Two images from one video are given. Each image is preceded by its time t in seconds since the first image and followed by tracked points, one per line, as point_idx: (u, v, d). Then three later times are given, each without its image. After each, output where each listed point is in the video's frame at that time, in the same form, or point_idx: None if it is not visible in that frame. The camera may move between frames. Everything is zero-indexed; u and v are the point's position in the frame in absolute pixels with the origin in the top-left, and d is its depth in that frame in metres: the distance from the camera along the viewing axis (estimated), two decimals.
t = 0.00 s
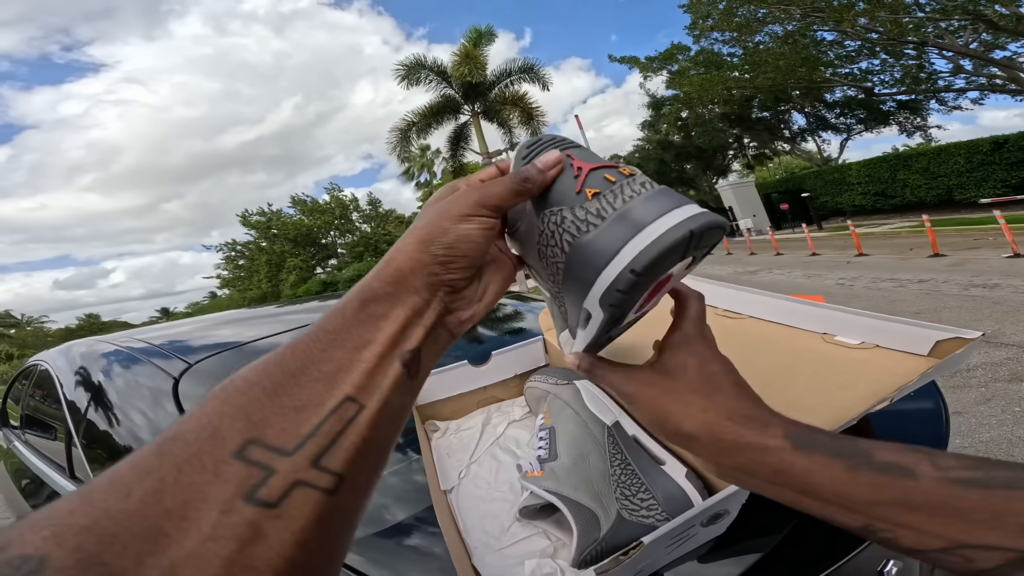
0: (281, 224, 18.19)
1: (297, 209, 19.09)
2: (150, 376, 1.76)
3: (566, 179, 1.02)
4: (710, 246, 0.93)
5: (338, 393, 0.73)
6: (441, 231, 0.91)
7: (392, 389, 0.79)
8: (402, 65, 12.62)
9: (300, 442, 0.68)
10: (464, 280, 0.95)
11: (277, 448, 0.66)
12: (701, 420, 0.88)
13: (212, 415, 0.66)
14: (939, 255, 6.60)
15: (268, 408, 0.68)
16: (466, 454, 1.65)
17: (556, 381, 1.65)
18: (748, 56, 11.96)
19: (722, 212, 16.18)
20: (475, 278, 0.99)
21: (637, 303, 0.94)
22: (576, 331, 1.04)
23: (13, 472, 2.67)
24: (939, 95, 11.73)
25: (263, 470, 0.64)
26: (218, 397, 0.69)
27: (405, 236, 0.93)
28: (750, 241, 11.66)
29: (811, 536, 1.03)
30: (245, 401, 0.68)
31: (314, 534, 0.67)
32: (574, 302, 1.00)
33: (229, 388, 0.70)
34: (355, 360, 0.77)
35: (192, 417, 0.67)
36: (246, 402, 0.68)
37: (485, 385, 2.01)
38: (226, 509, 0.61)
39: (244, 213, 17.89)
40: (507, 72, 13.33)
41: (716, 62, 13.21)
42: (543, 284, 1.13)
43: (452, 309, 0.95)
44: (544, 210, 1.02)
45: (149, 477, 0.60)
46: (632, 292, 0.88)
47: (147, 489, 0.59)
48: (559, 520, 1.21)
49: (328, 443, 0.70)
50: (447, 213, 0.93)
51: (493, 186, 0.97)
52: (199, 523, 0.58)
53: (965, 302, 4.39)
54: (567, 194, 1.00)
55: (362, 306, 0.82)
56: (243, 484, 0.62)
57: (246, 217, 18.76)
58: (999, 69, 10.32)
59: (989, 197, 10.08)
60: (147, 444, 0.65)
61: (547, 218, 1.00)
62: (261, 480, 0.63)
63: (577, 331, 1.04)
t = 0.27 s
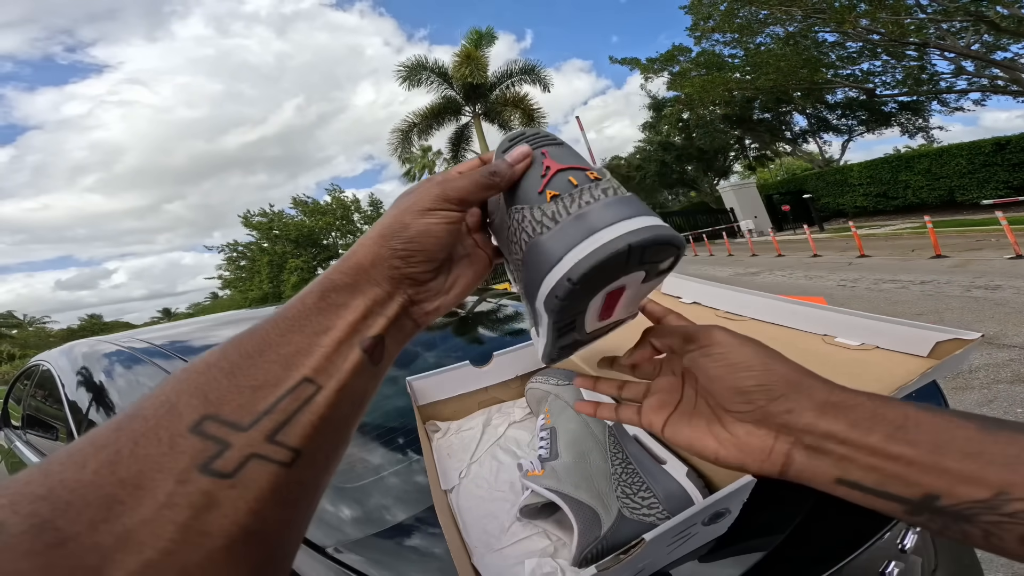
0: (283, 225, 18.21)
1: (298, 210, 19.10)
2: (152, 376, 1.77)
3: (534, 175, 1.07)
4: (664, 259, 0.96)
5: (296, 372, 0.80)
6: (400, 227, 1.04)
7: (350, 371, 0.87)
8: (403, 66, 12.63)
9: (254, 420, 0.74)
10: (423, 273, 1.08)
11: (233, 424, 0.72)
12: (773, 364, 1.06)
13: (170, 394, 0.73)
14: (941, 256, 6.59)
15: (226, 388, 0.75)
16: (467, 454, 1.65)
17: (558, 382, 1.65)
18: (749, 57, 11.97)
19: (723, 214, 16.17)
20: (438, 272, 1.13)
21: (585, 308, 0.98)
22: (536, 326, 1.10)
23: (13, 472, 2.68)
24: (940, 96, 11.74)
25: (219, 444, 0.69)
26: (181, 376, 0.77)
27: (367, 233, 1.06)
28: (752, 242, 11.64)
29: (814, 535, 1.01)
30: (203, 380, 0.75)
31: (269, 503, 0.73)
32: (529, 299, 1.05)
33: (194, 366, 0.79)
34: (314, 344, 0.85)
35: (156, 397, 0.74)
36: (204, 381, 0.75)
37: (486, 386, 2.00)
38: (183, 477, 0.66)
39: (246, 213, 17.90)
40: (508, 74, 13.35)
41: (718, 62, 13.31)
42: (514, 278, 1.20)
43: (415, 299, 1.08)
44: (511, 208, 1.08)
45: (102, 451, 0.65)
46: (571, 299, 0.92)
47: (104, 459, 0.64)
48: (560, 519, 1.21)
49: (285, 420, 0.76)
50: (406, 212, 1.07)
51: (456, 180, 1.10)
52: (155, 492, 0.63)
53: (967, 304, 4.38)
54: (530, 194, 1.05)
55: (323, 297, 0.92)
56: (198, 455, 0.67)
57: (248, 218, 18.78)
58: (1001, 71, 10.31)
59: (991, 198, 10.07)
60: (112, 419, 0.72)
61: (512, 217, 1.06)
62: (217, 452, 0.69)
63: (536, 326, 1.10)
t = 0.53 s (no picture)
0: (284, 225, 18.25)
1: (299, 211, 19.14)
2: (154, 377, 1.77)
3: (518, 178, 1.08)
4: (632, 272, 0.96)
5: (300, 366, 0.83)
6: (397, 227, 1.06)
7: (351, 366, 0.90)
8: (404, 67, 12.63)
9: (259, 411, 0.77)
10: (419, 271, 1.10)
11: (239, 416, 0.75)
12: (805, 347, 1.08)
13: (178, 386, 0.77)
14: (942, 257, 6.59)
15: (231, 381, 0.79)
16: (468, 454, 1.65)
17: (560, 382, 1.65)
18: (750, 58, 11.98)
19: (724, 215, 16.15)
20: (434, 269, 1.14)
21: (552, 311, 0.99)
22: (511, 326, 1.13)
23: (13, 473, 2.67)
24: (942, 96, 11.74)
25: (225, 434, 0.73)
26: (189, 369, 0.81)
27: (366, 233, 1.08)
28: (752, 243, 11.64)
29: (817, 542, 1.02)
30: (210, 373, 0.79)
31: (272, 492, 0.75)
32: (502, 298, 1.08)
33: (201, 360, 0.83)
34: (316, 340, 0.88)
35: (165, 390, 0.78)
36: (212, 374, 0.79)
37: (487, 387, 2.01)
38: (192, 464, 0.69)
39: (247, 214, 17.94)
40: (509, 74, 13.36)
41: (719, 63, 13.49)
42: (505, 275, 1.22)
43: (412, 297, 1.10)
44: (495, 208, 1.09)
45: (112, 440, 0.69)
46: (529, 300, 0.95)
47: (116, 446, 0.68)
48: (561, 518, 1.21)
49: (288, 412, 0.79)
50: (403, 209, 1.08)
51: (446, 177, 1.10)
52: (164, 480, 0.67)
53: (968, 304, 4.38)
54: (512, 195, 1.06)
55: (324, 295, 0.95)
56: (206, 445, 0.71)
57: (249, 219, 18.82)
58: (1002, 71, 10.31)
59: (992, 199, 10.06)
60: (124, 409, 0.76)
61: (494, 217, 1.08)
62: (223, 442, 0.72)
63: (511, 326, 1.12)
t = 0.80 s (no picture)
0: (285, 226, 18.29)
1: (300, 211, 19.17)
2: (156, 377, 1.77)
3: (519, 189, 1.08)
4: (604, 313, 0.93)
5: (316, 369, 0.87)
6: (408, 230, 1.07)
7: (365, 369, 0.94)
8: (405, 68, 12.63)
9: (277, 414, 0.82)
10: (429, 273, 1.12)
11: (257, 417, 0.80)
12: (740, 347, 1.07)
13: (199, 387, 0.82)
14: (943, 258, 6.58)
15: (249, 383, 0.83)
16: (469, 454, 1.65)
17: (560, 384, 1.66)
18: (751, 59, 11.98)
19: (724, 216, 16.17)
20: (443, 271, 1.16)
21: (521, 335, 0.98)
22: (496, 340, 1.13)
23: (16, 472, 2.69)
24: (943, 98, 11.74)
25: (244, 436, 0.78)
26: (209, 369, 0.86)
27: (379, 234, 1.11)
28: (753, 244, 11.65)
29: (818, 542, 1.03)
30: (228, 375, 0.84)
31: (289, 494, 0.79)
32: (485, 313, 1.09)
33: (220, 361, 0.88)
34: (332, 342, 0.93)
35: (186, 389, 0.82)
36: (231, 376, 0.84)
37: (488, 387, 2.01)
38: (210, 466, 0.74)
39: (248, 215, 17.99)
40: (510, 75, 13.37)
41: (720, 64, 13.52)
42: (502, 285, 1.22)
43: (422, 300, 1.13)
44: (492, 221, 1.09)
45: (135, 441, 0.73)
46: (497, 321, 0.96)
47: (136, 448, 0.72)
48: (561, 519, 1.21)
49: (305, 414, 0.84)
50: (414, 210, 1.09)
51: (453, 177, 1.11)
52: (185, 481, 0.71)
53: (970, 306, 4.38)
54: (506, 211, 1.06)
55: (338, 297, 0.99)
56: (225, 447, 0.75)
57: (250, 220, 18.87)
58: (1004, 72, 10.31)
59: (994, 200, 10.05)
60: (148, 408, 0.81)
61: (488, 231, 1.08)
62: (242, 444, 0.77)
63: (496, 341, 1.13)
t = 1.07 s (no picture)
0: (286, 226, 18.34)
1: (301, 212, 19.21)
2: (158, 377, 1.78)
3: (534, 195, 1.06)
4: (633, 316, 0.93)
5: (328, 386, 0.87)
6: (419, 238, 1.06)
7: (378, 384, 0.94)
8: (406, 68, 12.65)
9: (289, 433, 0.82)
10: (444, 281, 1.10)
11: (268, 437, 0.80)
12: (710, 347, 1.11)
13: (209, 406, 0.82)
14: (944, 259, 6.57)
15: (259, 401, 0.83)
16: (472, 454, 1.65)
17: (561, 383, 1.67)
18: (752, 60, 11.99)
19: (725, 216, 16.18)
20: (459, 279, 1.14)
21: (543, 341, 0.96)
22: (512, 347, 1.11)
23: (17, 472, 2.69)
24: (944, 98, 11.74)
25: (254, 457, 0.78)
26: (218, 387, 0.86)
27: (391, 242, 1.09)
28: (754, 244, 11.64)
29: (818, 543, 1.03)
30: (238, 392, 0.84)
31: (302, 517, 0.80)
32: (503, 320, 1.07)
33: (229, 377, 0.88)
34: (344, 357, 0.93)
35: (195, 408, 0.83)
36: (241, 393, 0.84)
37: (489, 387, 2.02)
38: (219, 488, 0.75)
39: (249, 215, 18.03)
40: (511, 76, 13.38)
41: (721, 65, 13.51)
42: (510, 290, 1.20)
43: (437, 309, 1.11)
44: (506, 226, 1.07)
45: (144, 463, 0.74)
46: (523, 328, 0.93)
47: (146, 470, 0.73)
48: (564, 518, 1.22)
49: (317, 433, 0.84)
50: (425, 218, 1.08)
51: (464, 182, 1.08)
52: (195, 504, 0.72)
53: (971, 307, 4.37)
54: (524, 216, 1.04)
55: (350, 310, 0.99)
56: (235, 469, 0.76)
57: (251, 220, 18.92)
58: (1005, 73, 10.32)
59: (994, 201, 10.05)
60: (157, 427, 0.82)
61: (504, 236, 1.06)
62: (253, 465, 0.78)
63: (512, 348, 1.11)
